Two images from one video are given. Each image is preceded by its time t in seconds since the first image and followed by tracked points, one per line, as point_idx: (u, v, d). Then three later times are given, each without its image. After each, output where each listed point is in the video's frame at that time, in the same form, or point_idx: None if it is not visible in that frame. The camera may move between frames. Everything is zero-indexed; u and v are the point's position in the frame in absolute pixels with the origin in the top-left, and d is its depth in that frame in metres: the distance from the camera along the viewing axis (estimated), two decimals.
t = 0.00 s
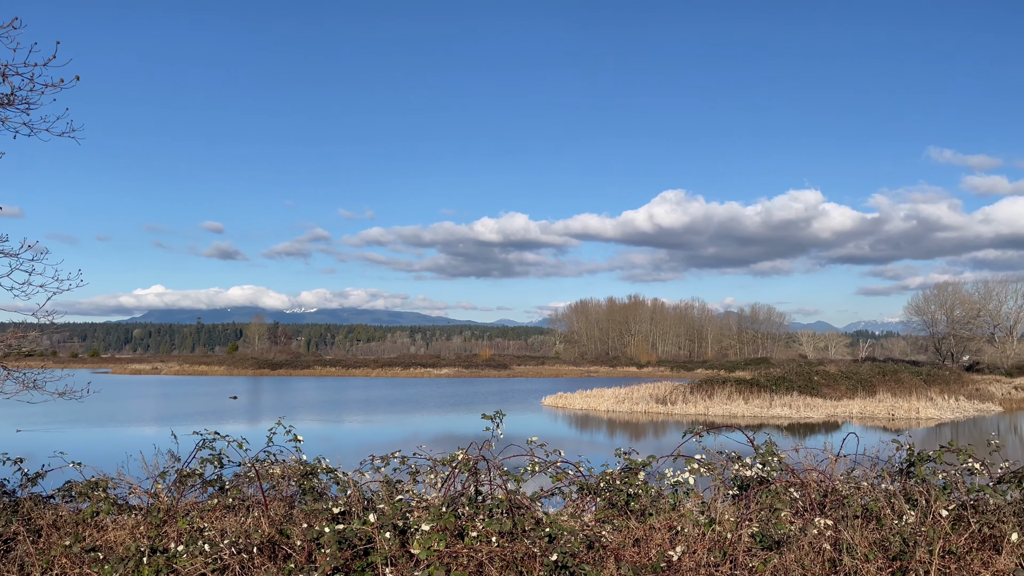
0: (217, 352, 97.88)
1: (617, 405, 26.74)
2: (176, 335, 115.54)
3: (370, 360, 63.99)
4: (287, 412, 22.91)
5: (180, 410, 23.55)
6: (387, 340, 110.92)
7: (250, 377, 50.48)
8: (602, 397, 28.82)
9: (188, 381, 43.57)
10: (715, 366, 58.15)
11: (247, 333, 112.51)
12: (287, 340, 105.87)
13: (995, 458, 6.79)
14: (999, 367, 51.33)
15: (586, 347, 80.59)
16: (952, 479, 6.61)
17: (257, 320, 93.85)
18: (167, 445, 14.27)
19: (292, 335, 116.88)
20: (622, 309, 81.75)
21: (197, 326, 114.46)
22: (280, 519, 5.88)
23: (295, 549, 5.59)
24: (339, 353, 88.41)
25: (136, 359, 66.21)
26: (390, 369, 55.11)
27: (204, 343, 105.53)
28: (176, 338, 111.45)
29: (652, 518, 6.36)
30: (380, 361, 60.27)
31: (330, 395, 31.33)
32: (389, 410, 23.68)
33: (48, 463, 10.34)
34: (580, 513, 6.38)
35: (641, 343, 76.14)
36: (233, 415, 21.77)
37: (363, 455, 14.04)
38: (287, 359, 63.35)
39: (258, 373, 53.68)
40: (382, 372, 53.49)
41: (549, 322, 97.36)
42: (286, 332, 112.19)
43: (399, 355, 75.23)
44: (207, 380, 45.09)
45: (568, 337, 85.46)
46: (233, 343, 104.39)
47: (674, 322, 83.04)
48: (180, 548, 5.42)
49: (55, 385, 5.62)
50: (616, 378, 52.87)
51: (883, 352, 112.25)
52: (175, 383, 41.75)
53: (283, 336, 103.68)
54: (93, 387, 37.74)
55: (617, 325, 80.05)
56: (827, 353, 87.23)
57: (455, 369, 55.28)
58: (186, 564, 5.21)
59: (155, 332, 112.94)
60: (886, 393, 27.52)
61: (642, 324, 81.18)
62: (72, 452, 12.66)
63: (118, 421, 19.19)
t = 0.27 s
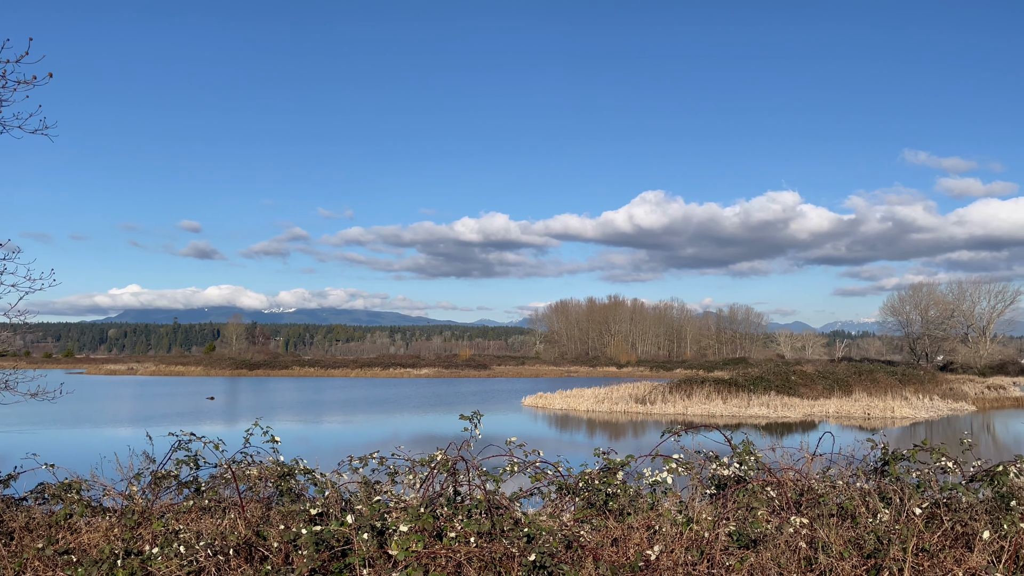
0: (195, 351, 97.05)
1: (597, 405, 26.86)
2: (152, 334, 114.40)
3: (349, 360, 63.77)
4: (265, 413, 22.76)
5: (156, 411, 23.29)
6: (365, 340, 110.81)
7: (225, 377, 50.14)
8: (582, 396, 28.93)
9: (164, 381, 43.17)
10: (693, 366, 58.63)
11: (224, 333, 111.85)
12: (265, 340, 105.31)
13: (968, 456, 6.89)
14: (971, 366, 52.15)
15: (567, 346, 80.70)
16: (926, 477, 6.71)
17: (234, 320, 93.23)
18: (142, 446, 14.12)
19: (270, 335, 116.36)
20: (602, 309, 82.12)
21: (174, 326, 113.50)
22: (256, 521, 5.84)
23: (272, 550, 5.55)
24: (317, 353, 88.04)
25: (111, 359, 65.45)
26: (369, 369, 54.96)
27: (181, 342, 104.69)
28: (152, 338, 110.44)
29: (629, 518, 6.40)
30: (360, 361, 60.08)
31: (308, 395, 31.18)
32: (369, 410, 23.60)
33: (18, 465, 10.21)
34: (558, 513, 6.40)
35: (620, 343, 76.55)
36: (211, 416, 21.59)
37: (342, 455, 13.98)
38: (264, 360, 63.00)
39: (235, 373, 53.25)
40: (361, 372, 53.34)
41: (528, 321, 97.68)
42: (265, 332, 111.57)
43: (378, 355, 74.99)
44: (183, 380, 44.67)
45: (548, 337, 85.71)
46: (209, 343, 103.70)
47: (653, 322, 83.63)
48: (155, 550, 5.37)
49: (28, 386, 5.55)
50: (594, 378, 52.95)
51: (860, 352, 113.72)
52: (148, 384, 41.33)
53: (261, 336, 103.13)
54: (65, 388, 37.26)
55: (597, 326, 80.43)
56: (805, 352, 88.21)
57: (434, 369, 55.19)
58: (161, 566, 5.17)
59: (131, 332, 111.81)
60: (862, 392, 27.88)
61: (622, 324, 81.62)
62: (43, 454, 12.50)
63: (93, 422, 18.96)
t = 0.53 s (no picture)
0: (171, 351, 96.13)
1: (577, 405, 26.95)
2: (128, 334, 113.18)
3: (328, 360, 63.48)
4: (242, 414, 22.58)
5: (131, 412, 23.00)
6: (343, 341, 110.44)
7: (200, 378, 49.72)
8: (561, 397, 29.01)
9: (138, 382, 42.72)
10: (672, 366, 59.06)
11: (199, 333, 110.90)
12: (242, 339, 104.59)
13: (941, 455, 6.98)
14: (945, 366, 52.92)
15: (547, 346, 80.82)
16: (899, 476, 6.80)
17: (211, 320, 92.48)
18: (116, 448, 13.94)
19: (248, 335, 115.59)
20: (581, 309, 82.42)
21: (149, 326, 112.35)
22: (232, 523, 5.79)
23: (248, 552, 5.50)
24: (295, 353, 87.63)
25: (84, 360, 64.61)
26: (347, 369, 54.75)
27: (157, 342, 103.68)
28: (128, 338, 109.19)
29: (607, 518, 6.42)
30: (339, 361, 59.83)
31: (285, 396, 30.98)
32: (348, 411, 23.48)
33: None
34: (536, 513, 6.41)
35: (598, 343, 76.89)
36: (186, 417, 21.37)
37: (319, 456, 13.89)
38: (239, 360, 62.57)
39: (210, 374, 52.82)
40: (339, 373, 53.14)
41: (507, 322, 97.85)
42: (242, 332, 110.81)
43: (358, 355, 74.70)
44: (158, 381, 44.19)
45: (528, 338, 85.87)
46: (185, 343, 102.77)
47: (632, 322, 84.15)
48: (129, 553, 5.30)
49: None
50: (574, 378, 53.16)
51: (836, 352, 115.15)
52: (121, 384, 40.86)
53: (238, 336, 102.44)
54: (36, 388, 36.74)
55: (576, 326, 80.73)
56: (782, 352, 89.15)
57: (413, 370, 55.13)
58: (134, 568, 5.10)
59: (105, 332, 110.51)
60: (838, 392, 28.21)
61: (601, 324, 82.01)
62: (12, 456, 12.29)
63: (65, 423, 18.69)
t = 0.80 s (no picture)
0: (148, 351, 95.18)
1: (557, 405, 27.01)
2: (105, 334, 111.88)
3: (307, 360, 63.12)
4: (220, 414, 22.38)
5: (106, 413, 22.72)
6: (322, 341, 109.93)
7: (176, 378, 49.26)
8: (542, 396, 29.05)
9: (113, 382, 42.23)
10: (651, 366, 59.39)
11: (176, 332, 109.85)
12: (220, 339, 103.76)
13: (916, 454, 7.07)
14: (920, 366, 53.62)
15: (529, 346, 80.92)
16: (875, 474, 6.88)
17: (189, 320, 91.63)
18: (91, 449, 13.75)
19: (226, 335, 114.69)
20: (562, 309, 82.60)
21: (124, 326, 111.06)
22: (209, 524, 5.74)
23: (225, 554, 5.45)
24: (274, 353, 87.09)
25: (59, 360, 63.75)
26: (327, 369, 54.49)
27: (133, 341, 102.60)
28: (104, 337, 107.91)
29: (587, 518, 6.45)
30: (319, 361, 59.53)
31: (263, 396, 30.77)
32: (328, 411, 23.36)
33: None
34: (516, 513, 6.42)
35: (578, 343, 77.10)
36: (164, 417, 21.15)
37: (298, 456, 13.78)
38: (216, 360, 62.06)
39: (187, 374, 52.35)
40: (318, 373, 52.87)
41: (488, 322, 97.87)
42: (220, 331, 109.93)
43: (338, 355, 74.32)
44: (135, 381, 43.71)
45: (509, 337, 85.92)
46: (162, 344, 101.75)
47: (612, 322, 84.50)
48: (104, 555, 5.24)
49: None
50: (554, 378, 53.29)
51: (814, 352, 116.36)
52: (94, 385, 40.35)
53: (216, 335, 101.58)
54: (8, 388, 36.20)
55: (557, 326, 80.93)
56: (761, 352, 89.95)
57: (393, 369, 54.99)
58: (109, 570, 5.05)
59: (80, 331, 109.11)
60: (815, 391, 28.50)
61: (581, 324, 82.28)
62: None
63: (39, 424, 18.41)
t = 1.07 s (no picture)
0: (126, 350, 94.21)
1: (538, 404, 27.07)
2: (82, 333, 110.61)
3: (287, 360, 62.80)
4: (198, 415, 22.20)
5: (82, 413, 22.46)
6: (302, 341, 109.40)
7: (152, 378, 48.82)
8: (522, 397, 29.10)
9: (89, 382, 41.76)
10: (631, 366, 59.69)
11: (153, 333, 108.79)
12: (198, 338, 102.95)
13: (891, 453, 7.16)
14: (895, 366, 54.28)
15: (510, 346, 81.04)
16: (852, 473, 6.96)
17: (167, 319, 90.76)
18: (65, 449, 13.59)
19: (205, 335, 113.79)
20: (543, 310, 82.75)
21: (101, 326, 109.84)
22: (185, 526, 5.70)
23: (201, 556, 5.41)
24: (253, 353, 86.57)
25: (33, 359, 62.95)
26: (307, 369, 54.24)
27: (109, 341, 101.47)
28: (80, 337, 106.62)
29: (566, 517, 6.47)
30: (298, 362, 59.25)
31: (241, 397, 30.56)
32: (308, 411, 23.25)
33: None
34: (495, 513, 6.42)
35: (559, 343, 77.29)
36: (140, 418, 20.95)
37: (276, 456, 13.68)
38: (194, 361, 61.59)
39: (164, 374, 51.88)
40: (297, 373, 52.62)
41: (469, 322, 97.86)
42: (199, 331, 109.03)
43: (318, 355, 74.02)
44: (111, 381, 43.25)
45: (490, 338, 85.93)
46: (139, 344, 100.74)
47: (593, 322, 84.78)
48: (77, 557, 5.19)
49: None
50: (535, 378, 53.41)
51: (793, 352, 117.47)
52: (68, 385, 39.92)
53: (195, 335, 100.72)
54: None
55: (539, 326, 81.07)
56: (740, 352, 90.70)
57: (374, 370, 54.84)
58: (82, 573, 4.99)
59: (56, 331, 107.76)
60: (792, 391, 28.78)
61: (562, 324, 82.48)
62: None
63: (12, 425, 18.15)
